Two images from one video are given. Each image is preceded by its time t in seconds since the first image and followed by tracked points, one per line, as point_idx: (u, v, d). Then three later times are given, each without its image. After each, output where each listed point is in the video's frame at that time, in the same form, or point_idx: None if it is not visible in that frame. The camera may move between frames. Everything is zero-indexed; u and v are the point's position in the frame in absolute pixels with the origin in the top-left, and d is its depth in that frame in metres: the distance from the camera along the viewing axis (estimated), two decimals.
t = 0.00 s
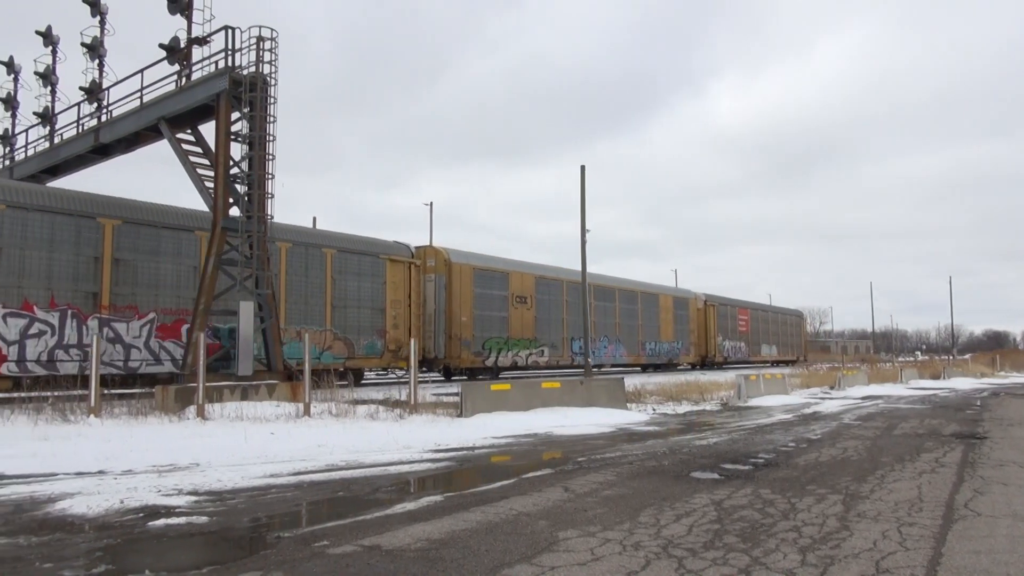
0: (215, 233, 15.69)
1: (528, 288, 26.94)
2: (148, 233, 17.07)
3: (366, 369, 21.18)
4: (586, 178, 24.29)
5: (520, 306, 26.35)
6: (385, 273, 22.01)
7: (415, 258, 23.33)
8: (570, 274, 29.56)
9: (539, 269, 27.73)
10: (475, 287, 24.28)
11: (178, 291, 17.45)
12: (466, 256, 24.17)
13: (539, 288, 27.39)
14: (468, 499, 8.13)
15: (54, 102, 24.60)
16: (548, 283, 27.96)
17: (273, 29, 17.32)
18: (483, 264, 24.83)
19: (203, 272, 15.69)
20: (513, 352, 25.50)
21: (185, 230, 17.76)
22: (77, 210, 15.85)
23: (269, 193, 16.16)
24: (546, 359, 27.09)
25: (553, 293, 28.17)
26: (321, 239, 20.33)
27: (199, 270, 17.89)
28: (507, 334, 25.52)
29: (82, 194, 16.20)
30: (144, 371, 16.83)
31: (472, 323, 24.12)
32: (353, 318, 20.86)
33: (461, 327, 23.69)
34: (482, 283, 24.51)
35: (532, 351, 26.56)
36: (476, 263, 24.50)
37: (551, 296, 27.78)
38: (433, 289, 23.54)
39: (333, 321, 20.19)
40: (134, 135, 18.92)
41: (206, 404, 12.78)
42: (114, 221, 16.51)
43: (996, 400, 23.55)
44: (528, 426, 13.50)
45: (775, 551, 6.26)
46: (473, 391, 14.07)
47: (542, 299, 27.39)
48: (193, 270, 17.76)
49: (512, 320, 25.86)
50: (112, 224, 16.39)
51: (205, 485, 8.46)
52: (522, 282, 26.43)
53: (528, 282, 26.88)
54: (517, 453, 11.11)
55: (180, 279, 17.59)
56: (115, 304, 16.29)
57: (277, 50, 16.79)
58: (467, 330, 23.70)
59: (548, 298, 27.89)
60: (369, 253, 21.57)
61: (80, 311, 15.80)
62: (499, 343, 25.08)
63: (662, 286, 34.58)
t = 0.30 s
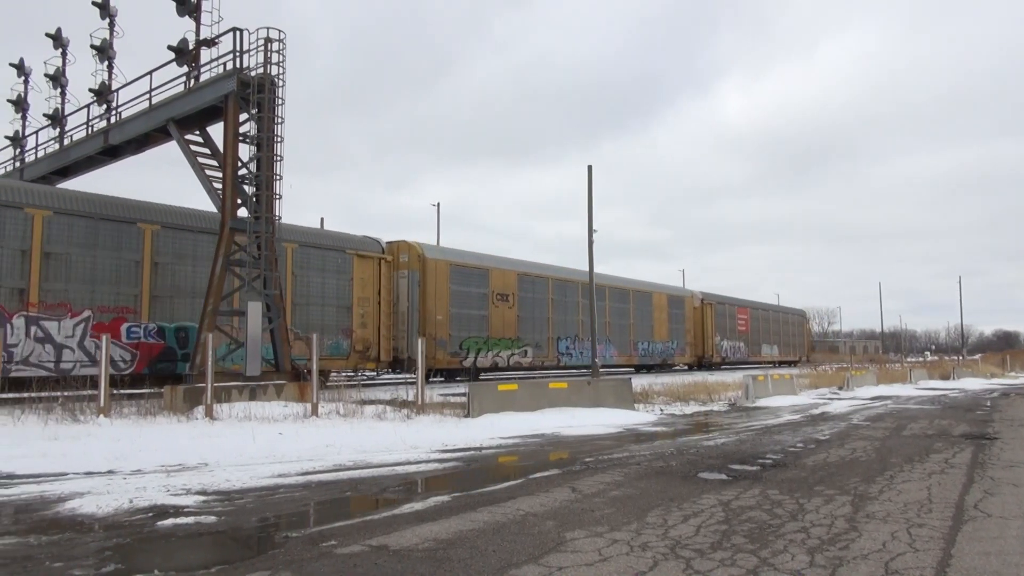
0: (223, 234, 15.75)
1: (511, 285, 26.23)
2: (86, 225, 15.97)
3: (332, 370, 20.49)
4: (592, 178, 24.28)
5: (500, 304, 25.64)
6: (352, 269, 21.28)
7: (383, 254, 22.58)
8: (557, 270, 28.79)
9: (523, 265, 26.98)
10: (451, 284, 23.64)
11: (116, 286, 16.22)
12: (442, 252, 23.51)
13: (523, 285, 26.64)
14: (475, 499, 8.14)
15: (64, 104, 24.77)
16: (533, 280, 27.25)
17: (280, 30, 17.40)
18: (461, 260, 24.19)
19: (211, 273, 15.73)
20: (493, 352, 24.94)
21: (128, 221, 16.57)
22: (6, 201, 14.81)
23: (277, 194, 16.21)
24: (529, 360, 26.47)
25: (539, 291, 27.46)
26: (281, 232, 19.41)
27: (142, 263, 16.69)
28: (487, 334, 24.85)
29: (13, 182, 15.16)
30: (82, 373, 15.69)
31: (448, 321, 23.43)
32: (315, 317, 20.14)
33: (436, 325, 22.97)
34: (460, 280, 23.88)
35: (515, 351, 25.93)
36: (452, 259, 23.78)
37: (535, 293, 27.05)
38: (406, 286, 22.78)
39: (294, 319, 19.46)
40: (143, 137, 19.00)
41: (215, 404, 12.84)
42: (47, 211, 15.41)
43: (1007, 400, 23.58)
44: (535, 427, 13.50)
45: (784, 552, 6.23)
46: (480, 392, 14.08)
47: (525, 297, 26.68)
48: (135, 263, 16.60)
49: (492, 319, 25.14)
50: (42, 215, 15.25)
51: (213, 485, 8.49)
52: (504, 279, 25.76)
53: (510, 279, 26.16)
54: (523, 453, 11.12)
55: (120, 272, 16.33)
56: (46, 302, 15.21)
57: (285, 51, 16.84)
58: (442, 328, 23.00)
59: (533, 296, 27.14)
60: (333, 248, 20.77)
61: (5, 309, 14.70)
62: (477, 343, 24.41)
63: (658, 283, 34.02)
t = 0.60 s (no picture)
0: (235, 234, 15.82)
1: (494, 282, 25.68)
2: (18, 217, 15.08)
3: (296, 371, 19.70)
4: (602, 178, 24.23)
5: (482, 301, 25.03)
6: (318, 266, 20.70)
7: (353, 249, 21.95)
8: (542, 265, 28.12)
9: (506, 261, 26.37)
10: (428, 280, 23.00)
11: (51, 282, 15.37)
12: (419, 247, 22.92)
13: (506, 281, 26.03)
14: (486, 499, 8.15)
15: (77, 106, 24.97)
16: (518, 276, 26.64)
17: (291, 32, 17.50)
18: (440, 255, 23.60)
19: (223, 273, 15.80)
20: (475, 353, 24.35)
21: (65, 214, 15.68)
22: None
23: (288, 195, 16.27)
24: (513, 360, 25.86)
25: (524, 288, 26.84)
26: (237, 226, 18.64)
27: (80, 258, 15.80)
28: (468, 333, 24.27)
29: None
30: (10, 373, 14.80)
31: (424, 320, 22.76)
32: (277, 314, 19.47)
33: (410, 324, 22.33)
34: (440, 277, 23.30)
35: (499, 351, 25.36)
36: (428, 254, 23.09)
37: (520, 290, 26.48)
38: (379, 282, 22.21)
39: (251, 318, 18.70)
40: (156, 138, 19.12)
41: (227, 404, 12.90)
42: None
43: None
44: (546, 427, 13.49)
45: (797, 553, 6.19)
46: (491, 392, 14.09)
47: (508, 293, 26.07)
48: (70, 258, 15.66)
49: (473, 317, 24.54)
50: None
51: (226, 484, 8.53)
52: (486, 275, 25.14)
53: (493, 275, 25.58)
54: (534, 453, 11.11)
55: (55, 269, 15.46)
56: None
57: (295, 53, 16.91)
58: (418, 327, 22.34)
59: (518, 293, 26.54)
60: (297, 243, 20.08)
61: None
62: (457, 342, 23.83)
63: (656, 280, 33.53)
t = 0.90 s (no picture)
0: (247, 235, 15.91)
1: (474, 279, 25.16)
2: None
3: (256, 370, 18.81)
4: (613, 178, 24.18)
5: (461, 299, 24.47)
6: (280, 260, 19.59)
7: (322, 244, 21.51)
8: (527, 262, 27.47)
9: (488, 257, 25.83)
10: (402, 277, 22.50)
11: None
12: (393, 243, 22.41)
13: (486, 279, 25.49)
14: (497, 499, 8.14)
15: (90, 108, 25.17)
16: (500, 274, 26.10)
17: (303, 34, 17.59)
18: (415, 252, 23.08)
19: (235, 274, 15.89)
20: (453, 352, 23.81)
21: None
22: None
23: (299, 195, 16.33)
24: (492, 360, 25.34)
25: (506, 285, 26.29)
26: (188, 218, 17.79)
27: (7, 251, 14.98)
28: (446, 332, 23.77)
29: None
30: None
31: (397, 318, 22.23)
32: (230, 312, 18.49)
33: (381, 322, 21.79)
34: (416, 274, 22.77)
35: (478, 351, 24.82)
36: (401, 250, 22.62)
37: (502, 288, 25.89)
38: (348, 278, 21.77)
39: (200, 316, 17.78)
40: (168, 139, 19.24)
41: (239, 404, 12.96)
42: None
43: None
44: (557, 427, 13.49)
45: (809, 554, 6.16)
46: (502, 392, 14.09)
47: (490, 291, 25.53)
48: None
49: (450, 315, 24.00)
50: None
51: (238, 484, 8.57)
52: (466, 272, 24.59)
53: (474, 272, 25.03)
54: (545, 454, 11.11)
55: None
56: None
57: (306, 54, 16.97)
58: (389, 326, 21.80)
59: (501, 291, 26.00)
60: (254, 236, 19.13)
61: None
62: (433, 341, 23.31)
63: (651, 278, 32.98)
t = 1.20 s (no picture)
0: (262, 236, 16.01)
1: (455, 275, 23.95)
2: None
3: (208, 372, 17.70)
4: (627, 177, 24.10)
5: (440, 296, 23.31)
6: (235, 254, 18.34)
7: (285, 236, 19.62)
8: (512, 257, 26.22)
9: (470, 253, 24.65)
10: (374, 273, 21.38)
11: None
12: (364, 237, 21.35)
13: (468, 275, 24.28)
14: (512, 499, 8.14)
15: (108, 111, 25.42)
16: (483, 269, 24.89)
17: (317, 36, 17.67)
18: (389, 246, 21.98)
19: (250, 274, 15.99)
20: (430, 352, 22.65)
21: None
22: None
23: (314, 196, 16.41)
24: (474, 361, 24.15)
25: (490, 282, 25.07)
26: (135, 209, 16.74)
27: None
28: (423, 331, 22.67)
29: None
30: None
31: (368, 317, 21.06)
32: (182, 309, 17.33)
33: (351, 322, 20.58)
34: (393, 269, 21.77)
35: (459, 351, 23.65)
36: (374, 244, 21.42)
37: (485, 285, 24.71)
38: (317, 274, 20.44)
39: (148, 313, 16.71)
40: (184, 141, 19.40)
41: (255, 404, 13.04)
42: None
43: None
44: (571, 427, 13.46)
45: (826, 556, 6.12)
46: (516, 392, 14.09)
47: (472, 288, 24.35)
48: None
49: (428, 313, 22.89)
50: None
51: (253, 483, 8.62)
52: (446, 268, 23.42)
53: (455, 267, 23.85)
54: (560, 454, 11.09)
55: None
56: None
57: (321, 56, 17.05)
58: (359, 325, 20.63)
59: (484, 288, 24.81)
60: (210, 229, 17.92)
61: None
62: (408, 341, 22.21)
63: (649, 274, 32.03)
